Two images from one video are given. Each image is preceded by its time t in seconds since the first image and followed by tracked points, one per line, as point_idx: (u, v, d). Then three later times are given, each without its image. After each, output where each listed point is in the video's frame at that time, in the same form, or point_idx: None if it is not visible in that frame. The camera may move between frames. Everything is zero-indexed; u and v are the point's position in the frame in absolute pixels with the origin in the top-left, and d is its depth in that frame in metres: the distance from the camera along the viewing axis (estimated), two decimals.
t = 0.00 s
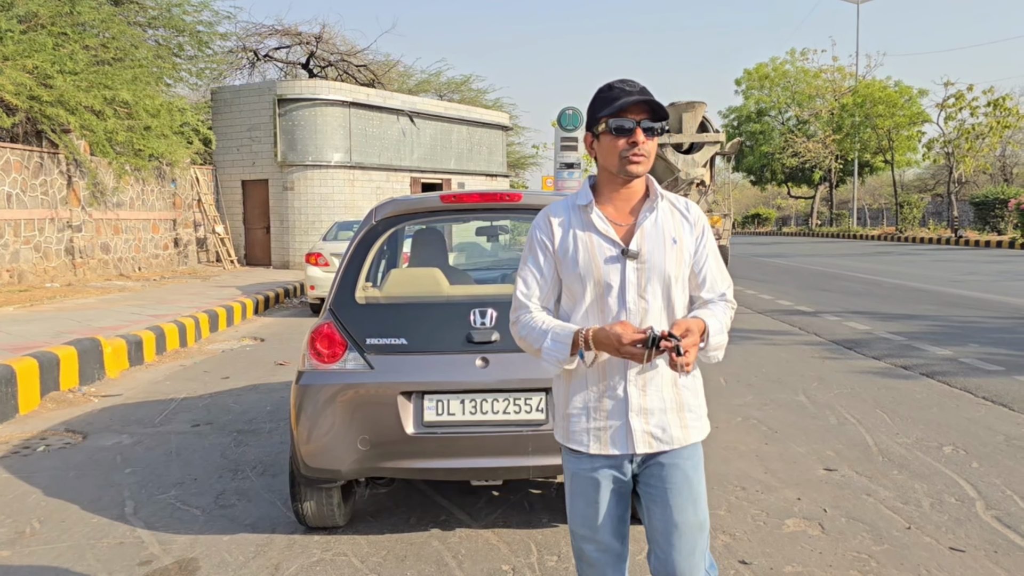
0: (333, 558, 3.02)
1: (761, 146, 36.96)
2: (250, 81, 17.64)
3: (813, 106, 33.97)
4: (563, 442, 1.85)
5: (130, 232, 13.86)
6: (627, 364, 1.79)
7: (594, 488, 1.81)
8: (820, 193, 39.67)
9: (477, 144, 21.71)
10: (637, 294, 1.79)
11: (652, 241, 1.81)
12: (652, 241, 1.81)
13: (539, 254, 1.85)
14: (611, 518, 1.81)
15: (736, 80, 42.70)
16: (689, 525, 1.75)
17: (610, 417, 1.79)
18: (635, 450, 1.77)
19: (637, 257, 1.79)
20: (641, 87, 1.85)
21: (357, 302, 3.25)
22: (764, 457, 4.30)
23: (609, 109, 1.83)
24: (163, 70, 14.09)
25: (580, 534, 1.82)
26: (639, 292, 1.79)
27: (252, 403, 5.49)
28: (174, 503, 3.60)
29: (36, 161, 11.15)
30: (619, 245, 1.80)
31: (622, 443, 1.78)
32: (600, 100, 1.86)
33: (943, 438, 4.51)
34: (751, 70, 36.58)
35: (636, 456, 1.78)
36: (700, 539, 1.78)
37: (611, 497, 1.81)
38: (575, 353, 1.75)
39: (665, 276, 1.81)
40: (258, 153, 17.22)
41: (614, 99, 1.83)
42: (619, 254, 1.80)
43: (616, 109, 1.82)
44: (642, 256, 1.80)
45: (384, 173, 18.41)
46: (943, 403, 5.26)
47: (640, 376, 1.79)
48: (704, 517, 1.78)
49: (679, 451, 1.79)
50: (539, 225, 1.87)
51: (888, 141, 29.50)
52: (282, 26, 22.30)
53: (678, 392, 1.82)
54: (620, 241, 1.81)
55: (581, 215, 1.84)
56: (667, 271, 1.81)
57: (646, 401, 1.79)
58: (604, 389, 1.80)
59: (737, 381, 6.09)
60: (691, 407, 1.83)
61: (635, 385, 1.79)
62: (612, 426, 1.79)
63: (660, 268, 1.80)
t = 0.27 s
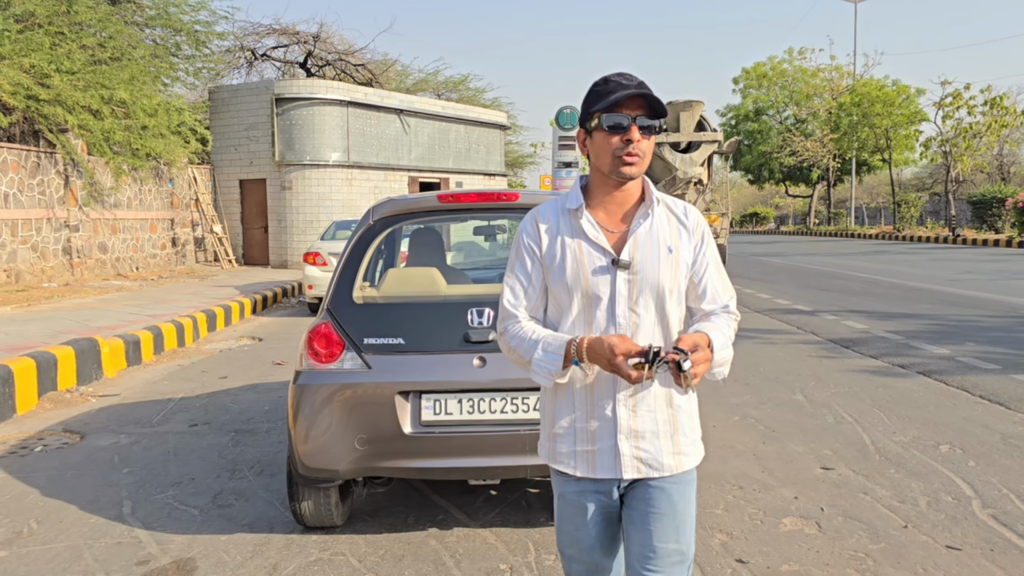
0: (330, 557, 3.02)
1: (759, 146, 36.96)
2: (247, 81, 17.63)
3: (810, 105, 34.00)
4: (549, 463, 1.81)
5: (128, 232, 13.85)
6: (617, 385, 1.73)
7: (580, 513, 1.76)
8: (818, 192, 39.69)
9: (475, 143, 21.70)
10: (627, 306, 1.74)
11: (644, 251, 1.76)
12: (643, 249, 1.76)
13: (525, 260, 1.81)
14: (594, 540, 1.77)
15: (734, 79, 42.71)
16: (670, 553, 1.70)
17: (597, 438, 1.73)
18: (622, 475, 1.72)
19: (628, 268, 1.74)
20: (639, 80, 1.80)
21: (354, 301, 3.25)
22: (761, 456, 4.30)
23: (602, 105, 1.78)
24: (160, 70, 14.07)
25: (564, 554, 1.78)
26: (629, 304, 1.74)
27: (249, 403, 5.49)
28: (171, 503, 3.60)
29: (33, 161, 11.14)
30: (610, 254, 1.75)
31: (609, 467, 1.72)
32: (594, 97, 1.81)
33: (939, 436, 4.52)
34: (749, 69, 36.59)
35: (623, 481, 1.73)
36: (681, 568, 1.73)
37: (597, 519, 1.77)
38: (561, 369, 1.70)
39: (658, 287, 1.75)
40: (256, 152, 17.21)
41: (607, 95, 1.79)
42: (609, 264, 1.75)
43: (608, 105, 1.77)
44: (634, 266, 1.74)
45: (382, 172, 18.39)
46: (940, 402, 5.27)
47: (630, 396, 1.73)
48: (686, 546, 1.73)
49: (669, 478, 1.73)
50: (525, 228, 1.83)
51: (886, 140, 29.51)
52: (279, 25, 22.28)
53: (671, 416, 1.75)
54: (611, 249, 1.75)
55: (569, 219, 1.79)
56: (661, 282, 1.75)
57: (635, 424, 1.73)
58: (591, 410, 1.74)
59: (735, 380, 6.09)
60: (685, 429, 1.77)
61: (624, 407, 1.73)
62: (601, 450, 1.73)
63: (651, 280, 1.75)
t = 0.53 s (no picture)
0: (329, 557, 3.03)
1: (757, 145, 36.99)
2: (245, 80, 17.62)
3: (808, 105, 34.02)
4: (540, 479, 1.69)
5: (126, 232, 13.86)
6: (611, 397, 1.59)
7: (567, 540, 1.63)
8: (816, 191, 39.72)
9: (473, 143, 21.70)
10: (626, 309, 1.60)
11: (650, 250, 1.62)
12: (649, 248, 1.62)
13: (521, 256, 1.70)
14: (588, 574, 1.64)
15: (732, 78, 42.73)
16: None
17: (588, 455, 1.60)
18: (613, 498, 1.59)
19: (629, 268, 1.60)
20: (655, 67, 1.68)
21: (352, 301, 3.26)
22: (759, 455, 4.31)
23: (613, 92, 1.67)
24: (158, 69, 14.05)
25: None
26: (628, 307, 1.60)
27: (248, 403, 5.49)
28: (169, 503, 3.60)
29: (30, 161, 11.13)
30: (611, 253, 1.63)
31: (599, 488, 1.59)
32: (607, 83, 1.70)
33: (937, 435, 4.53)
34: (747, 68, 36.62)
35: (616, 506, 1.59)
36: None
37: (591, 552, 1.63)
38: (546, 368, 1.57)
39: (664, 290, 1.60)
40: (254, 152, 17.21)
41: (621, 81, 1.67)
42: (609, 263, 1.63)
43: (620, 93, 1.66)
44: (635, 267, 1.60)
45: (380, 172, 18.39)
46: (938, 401, 5.28)
47: (625, 411, 1.59)
48: None
49: (668, 505, 1.60)
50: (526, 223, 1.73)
51: (883, 139, 29.54)
52: (277, 25, 22.27)
53: (672, 437, 1.61)
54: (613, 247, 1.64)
55: (573, 213, 1.69)
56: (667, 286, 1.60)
57: (630, 443, 1.59)
58: (582, 425, 1.61)
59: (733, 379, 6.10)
60: (689, 452, 1.62)
61: (618, 423, 1.59)
62: (592, 468, 1.60)
63: (656, 283, 1.60)
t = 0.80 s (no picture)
0: (328, 557, 3.03)
1: (756, 144, 37.01)
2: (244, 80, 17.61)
3: (807, 104, 34.04)
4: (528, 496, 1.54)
5: (125, 232, 13.86)
6: (617, 406, 1.47)
7: (562, 566, 1.48)
8: (815, 190, 39.75)
9: (471, 142, 21.70)
10: (633, 309, 1.46)
11: (661, 244, 1.48)
12: (660, 241, 1.48)
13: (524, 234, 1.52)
14: None
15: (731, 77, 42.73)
16: None
17: (589, 470, 1.47)
18: (617, 518, 1.46)
19: (638, 264, 1.46)
20: (663, 43, 1.55)
21: (350, 301, 3.26)
22: (757, 454, 4.31)
23: (619, 69, 1.53)
24: (156, 69, 14.04)
25: None
26: (637, 307, 1.46)
27: (247, 403, 5.49)
28: (168, 503, 3.61)
29: (29, 161, 11.12)
30: (620, 246, 1.48)
31: (601, 506, 1.46)
32: (612, 63, 1.57)
33: (935, 434, 4.54)
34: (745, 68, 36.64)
35: (620, 525, 1.47)
36: None
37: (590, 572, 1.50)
38: (530, 327, 1.45)
39: (678, 284, 1.47)
40: (253, 151, 17.21)
41: (626, 56, 1.54)
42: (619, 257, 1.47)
43: (625, 70, 1.53)
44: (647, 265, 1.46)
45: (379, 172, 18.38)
46: (937, 400, 5.29)
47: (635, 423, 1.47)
48: None
49: (680, 525, 1.48)
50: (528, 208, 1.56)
51: (882, 138, 29.55)
52: (276, 24, 22.25)
53: (684, 452, 1.48)
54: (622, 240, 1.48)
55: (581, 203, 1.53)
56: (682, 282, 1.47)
57: (638, 458, 1.47)
58: (584, 438, 1.48)
59: (732, 378, 6.10)
60: (704, 468, 1.50)
61: (625, 435, 1.47)
62: (593, 484, 1.47)
63: (670, 279, 1.47)
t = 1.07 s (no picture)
0: (327, 556, 3.04)
1: (755, 144, 37.01)
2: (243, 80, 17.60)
3: (807, 104, 34.07)
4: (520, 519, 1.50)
5: (124, 232, 13.86)
6: (615, 427, 1.40)
7: None
8: (814, 190, 39.76)
9: (471, 142, 21.70)
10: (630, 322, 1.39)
11: (655, 252, 1.41)
12: (653, 248, 1.41)
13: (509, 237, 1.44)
14: None
15: (730, 77, 42.74)
16: None
17: (586, 494, 1.42)
18: (616, 545, 1.41)
19: (632, 274, 1.39)
20: (647, 29, 1.45)
21: (349, 301, 3.27)
22: (756, 454, 4.32)
23: (600, 60, 1.44)
24: (155, 69, 14.03)
25: None
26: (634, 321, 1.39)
27: (246, 403, 5.49)
28: (167, 503, 3.61)
29: (28, 161, 11.11)
30: (614, 256, 1.41)
31: (599, 533, 1.42)
32: (593, 52, 1.47)
33: (933, 433, 4.54)
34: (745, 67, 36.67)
35: (619, 552, 1.42)
36: None
37: None
38: (517, 338, 1.38)
39: (673, 290, 1.40)
40: (252, 151, 17.21)
41: (608, 47, 1.44)
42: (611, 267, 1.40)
43: (605, 62, 1.44)
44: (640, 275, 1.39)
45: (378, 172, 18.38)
46: (935, 400, 5.29)
47: (634, 445, 1.41)
48: None
49: (680, 549, 1.44)
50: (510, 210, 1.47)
51: (881, 138, 29.58)
52: (275, 24, 22.25)
53: (685, 472, 1.43)
54: (616, 248, 1.41)
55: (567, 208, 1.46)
56: (679, 290, 1.40)
57: (638, 481, 1.41)
58: (581, 461, 1.42)
59: (730, 378, 6.11)
60: (704, 488, 1.45)
61: (623, 459, 1.41)
62: (591, 510, 1.42)
63: (665, 288, 1.40)
